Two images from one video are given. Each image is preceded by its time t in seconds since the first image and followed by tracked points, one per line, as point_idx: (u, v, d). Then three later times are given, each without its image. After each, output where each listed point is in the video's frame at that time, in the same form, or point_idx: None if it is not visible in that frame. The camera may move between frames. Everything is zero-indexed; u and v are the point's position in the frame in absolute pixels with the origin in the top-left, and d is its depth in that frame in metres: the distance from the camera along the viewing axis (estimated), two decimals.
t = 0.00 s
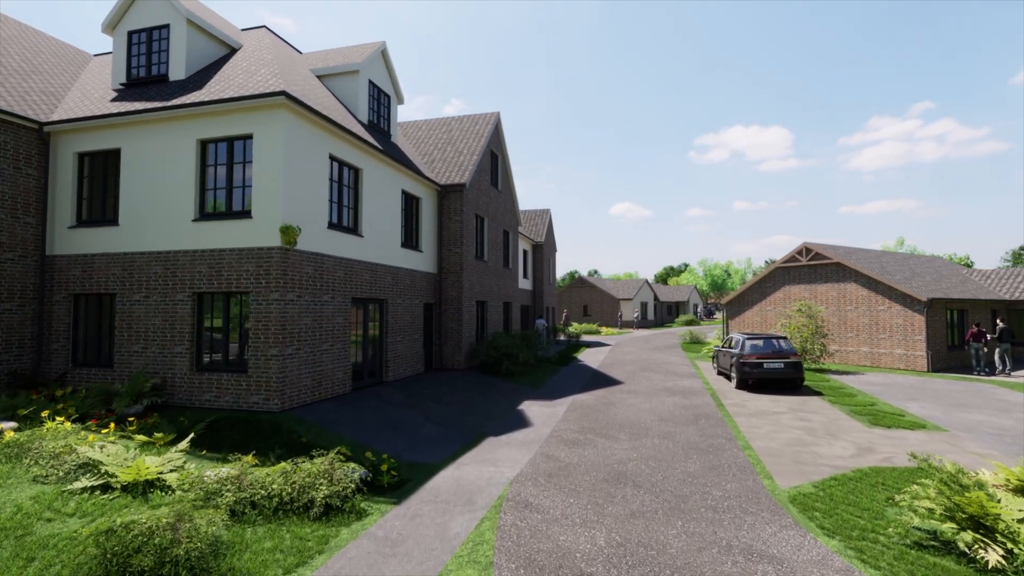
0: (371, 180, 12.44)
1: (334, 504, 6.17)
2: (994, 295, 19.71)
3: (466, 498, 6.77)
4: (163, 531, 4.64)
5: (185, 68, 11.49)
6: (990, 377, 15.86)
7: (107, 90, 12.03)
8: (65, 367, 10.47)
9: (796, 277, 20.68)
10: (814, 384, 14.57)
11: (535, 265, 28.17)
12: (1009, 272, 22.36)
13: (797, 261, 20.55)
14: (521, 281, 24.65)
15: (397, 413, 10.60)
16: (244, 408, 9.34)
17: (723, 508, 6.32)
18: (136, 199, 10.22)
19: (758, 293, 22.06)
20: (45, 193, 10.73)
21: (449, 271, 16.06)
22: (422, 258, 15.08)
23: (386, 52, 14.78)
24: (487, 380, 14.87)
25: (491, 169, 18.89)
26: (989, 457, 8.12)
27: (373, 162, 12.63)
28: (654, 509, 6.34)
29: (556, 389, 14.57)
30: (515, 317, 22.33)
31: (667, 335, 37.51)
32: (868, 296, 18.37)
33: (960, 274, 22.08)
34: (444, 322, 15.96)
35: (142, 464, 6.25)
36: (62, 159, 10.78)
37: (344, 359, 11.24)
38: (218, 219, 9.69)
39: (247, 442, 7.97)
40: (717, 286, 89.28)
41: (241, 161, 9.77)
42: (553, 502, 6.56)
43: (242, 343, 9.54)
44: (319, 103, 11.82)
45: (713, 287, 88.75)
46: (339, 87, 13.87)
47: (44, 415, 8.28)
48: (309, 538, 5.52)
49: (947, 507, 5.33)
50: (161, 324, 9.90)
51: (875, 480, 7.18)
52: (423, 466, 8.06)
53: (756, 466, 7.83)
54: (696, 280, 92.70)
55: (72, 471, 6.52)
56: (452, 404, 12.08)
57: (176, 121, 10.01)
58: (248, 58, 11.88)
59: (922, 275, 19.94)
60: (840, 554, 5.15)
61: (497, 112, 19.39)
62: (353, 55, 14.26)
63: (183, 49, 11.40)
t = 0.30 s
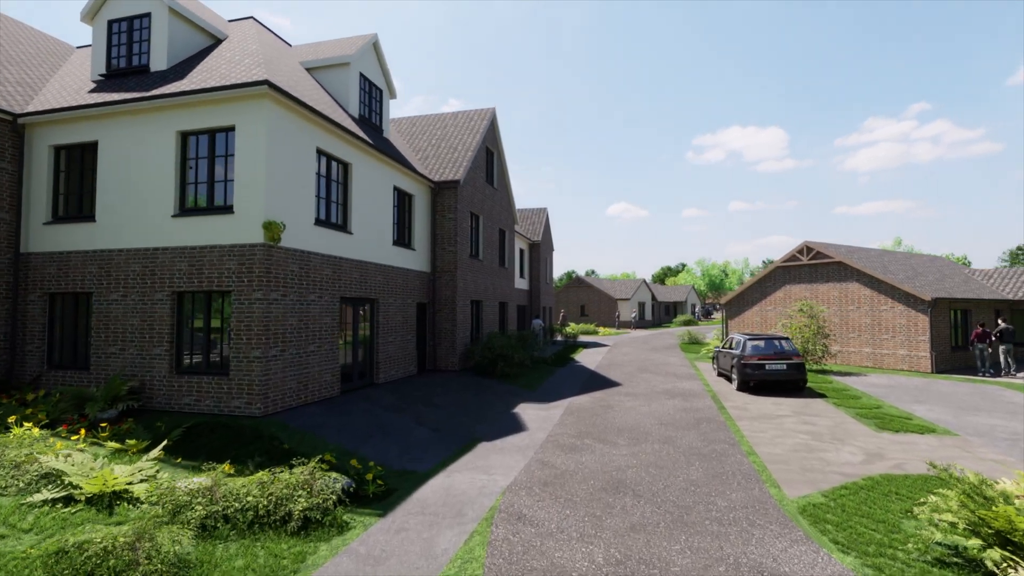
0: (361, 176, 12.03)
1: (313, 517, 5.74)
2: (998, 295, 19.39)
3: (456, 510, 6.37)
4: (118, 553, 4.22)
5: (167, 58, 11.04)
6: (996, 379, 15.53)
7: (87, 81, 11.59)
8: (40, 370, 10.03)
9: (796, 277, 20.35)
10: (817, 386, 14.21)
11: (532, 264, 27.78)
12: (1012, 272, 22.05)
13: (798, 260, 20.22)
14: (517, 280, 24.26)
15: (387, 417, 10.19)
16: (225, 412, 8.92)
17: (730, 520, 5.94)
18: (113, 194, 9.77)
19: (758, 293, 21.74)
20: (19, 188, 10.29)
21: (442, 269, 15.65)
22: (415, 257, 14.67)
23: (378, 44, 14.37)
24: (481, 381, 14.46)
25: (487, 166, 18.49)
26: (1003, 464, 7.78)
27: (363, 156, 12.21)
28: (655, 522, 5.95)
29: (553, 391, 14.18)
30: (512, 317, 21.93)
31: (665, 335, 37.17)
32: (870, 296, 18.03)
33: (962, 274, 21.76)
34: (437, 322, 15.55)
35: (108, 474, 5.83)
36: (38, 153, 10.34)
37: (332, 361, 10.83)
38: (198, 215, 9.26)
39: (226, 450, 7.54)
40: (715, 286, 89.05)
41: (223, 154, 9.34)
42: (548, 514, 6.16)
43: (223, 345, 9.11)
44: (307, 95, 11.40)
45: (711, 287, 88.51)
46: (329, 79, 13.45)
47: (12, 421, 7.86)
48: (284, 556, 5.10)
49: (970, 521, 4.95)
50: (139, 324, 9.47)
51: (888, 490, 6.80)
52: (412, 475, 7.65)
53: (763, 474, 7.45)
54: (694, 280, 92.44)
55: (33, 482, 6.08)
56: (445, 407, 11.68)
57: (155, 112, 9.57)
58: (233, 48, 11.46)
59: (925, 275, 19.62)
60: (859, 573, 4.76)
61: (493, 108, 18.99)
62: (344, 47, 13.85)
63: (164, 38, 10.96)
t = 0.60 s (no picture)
0: (351, 171, 11.60)
1: (289, 533, 5.29)
2: (1003, 295, 19.07)
3: (444, 523, 5.96)
4: None
5: (147, 47, 10.59)
6: (1002, 380, 15.20)
7: (63, 71, 11.13)
8: (11, 372, 9.58)
9: (797, 276, 20.01)
10: (821, 388, 13.84)
11: (528, 263, 27.39)
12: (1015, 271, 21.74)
13: (799, 259, 19.88)
14: (513, 280, 23.85)
15: (377, 422, 9.76)
16: (204, 417, 8.48)
17: (737, 535, 5.54)
18: (88, 189, 9.32)
19: (758, 292, 21.38)
20: None
21: (436, 268, 15.22)
22: (407, 255, 14.25)
23: (369, 36, 13.95)
24: (476, 383, 14.04)
25: (482, 163, 18.08)
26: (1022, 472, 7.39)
27: (353, 150, 11.78)
28: (658, 537, 5.53)
29: (549, 393, 13.78)
30: (508, 316, 21.52)
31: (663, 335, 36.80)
32: (873, 296, 17.69)
33: (965, 273, 21.44)
34: (431, 322, 15.13)
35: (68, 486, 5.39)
36: (10, 145, 9.88)
37: (319, 363, 10.40)
38: (177, 210, 8.82)
39: (202, 458, 7.10)
40: (712, 286, 88.87)
41: (203, 147, 8.90)
42: (543, 529, 5.74)
43: (202, 346, 8.67)
44: (293, 86, 10.95)
45: (708, 287, 88.25)
46: (318, 71, 13.02)
47: None
48: None
49: (999, 540, 4.50)
50: (115, 325, 9.01)
51: (905, 501, 6.39)
52: (400, 484, 7.23)
53: (770, 483, 7.05)
54: (691, 280, 92.21)
55: None
56: (437, 411, 11.26)
57: (132, 102, 9.12)
58: (216, 38, 11.01)
59: (928, 274, 19.28)
60: None
61: (489, 103, 18.58)
62: (334, 39, 13.42)
63: (144, 26, 10.51)
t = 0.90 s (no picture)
0: (340, 165, 11.18)
1: (262, 551, 4.87)
2: (1008, 295, 18.73)
3: (432, 537, 5.55)
4: None
5: (127, 35, 10.16)
6: (1009, 381, 14.85)
7: (40, 61, 10.69)
8: None
9: (799, 275, 19.67)
10: (825, 390, 13.48)
11: (525, 263, 27.03)
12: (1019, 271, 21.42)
13: (800, 258, 19.55)
14: (510, 279, 23.46)
15: (367, 427, 9.35)
16: (182, 422, 8.05)
17: (746, 552, 5.14)
18: (61, 183, 8.88)
19: (759, 292, 21.04)
20: None
21: (430, 267, 14.81)
22: (399, 253, 13.84)
23: (360, 27, 13.53)
24: (470, 385, 13.64)
25: (477, 160, 17.68)
26: None
27: (342, 145, 11.36)
28: (662, 554, 5.13)
29: (546, 395, 13.39)
30: (504, 317, 21.13)
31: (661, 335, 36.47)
32: (876, 295, 17.34)
33: (968, 272, 21.12)
34: (424, 322, 14.72)
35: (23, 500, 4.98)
36: None
37: (306, 366, 9.99)
38: (154, 205, 8.39)
39: (175, 468, 6.68)
40: (710, 286, 88.70)
41: (181, 138, 8.47)
42: (537, 545, 5.33)
43: (180, 347, 8.24)
44: (280, 76, 10.53)
45: (706, 287, 88.08)
46: (307, 63, 12.59)
47: None
48: None
49: None
50: (89, 325, 8.57)
51: (923, 513, 6.01)
52: (386, 494, 6.83)
53: (778, 493, 6.66)
54: (689, 280, 91.97)
55: None
56: (430, 414, 10.85)
57: (107, 91, 8.68)
58: (199, 26, 10.59)
59: (932, 274, 18.95)
60: None
61: (484, 99, 18.17)
62: (324, 30, 12.99)
63: (124, 13, 10.08)
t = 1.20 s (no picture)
0: (328, 159, 10.74)
1: (228, 574, 4.35)
2: (1013, 294, 18.39)
3: (417, 556, 5.12)
4: None
5: (103, 22, 9.70)
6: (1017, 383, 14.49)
7: (13, 49, 10.21)
8: None
9: (801, 275, 19.31)
10: (829, 392, 13.11)
11: (522, 262, 26.62)
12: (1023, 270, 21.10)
13: (802, 257, 19.19)
14: (506, 279, 23.05)
15: (354, 434, 8.92)
16: (156, 429, 7.60)
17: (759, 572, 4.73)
18: (31, 176, 8.41)
19: (760, 292, 20.67)
20: None
21: (423, 265, 14.37)
22: (391, 251, 13.40)
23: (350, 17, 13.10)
24: (464, 388, 13.22)
25: (472, 156, 17.26)
26: None
27: (330, 138, 10.93)
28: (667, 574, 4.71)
29: (543, 398, 12.98)
30: (500, 317, 20.70)
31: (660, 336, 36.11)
32: (880, 295, 16.98)
33: (972, 271, 20.78)
34: (417, 323, 14.29)
35: None
36: None
37: (292, 368, 9.55)
38: (128, 198, 7.94)
39: (144, 480, 6.22)
40: (708, 287, 88.50)
41: (157, 128, 8.02)
42: (532, 565, 4.90)
43: (155, 349, 7.80)
44: (264, 66, 10.08)
45: (704, 287, 87.82)
46: (294, 54, 12.14)
47: None
48: None
49: None
50: (59, 326, 8.11)
51: (944, 527, 5.61)
52: (370, 506, 6.40)
53: (789, 505, 6.25)
54: (687, 280, 91.71)
55: None
56: (421, 419, 10.42)
57: (79, 79, 8.23)
58: (180, 13, 10.13)
59: (936, 273, 18.60)
60: None
61: (479, 93, 17.74)
62: (313, 20, 12.55)
63: None
